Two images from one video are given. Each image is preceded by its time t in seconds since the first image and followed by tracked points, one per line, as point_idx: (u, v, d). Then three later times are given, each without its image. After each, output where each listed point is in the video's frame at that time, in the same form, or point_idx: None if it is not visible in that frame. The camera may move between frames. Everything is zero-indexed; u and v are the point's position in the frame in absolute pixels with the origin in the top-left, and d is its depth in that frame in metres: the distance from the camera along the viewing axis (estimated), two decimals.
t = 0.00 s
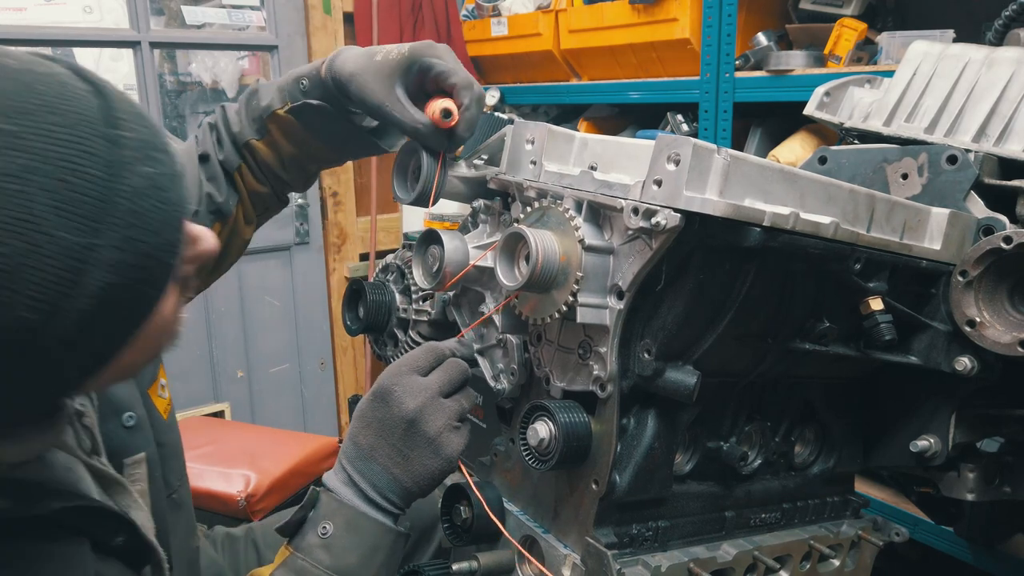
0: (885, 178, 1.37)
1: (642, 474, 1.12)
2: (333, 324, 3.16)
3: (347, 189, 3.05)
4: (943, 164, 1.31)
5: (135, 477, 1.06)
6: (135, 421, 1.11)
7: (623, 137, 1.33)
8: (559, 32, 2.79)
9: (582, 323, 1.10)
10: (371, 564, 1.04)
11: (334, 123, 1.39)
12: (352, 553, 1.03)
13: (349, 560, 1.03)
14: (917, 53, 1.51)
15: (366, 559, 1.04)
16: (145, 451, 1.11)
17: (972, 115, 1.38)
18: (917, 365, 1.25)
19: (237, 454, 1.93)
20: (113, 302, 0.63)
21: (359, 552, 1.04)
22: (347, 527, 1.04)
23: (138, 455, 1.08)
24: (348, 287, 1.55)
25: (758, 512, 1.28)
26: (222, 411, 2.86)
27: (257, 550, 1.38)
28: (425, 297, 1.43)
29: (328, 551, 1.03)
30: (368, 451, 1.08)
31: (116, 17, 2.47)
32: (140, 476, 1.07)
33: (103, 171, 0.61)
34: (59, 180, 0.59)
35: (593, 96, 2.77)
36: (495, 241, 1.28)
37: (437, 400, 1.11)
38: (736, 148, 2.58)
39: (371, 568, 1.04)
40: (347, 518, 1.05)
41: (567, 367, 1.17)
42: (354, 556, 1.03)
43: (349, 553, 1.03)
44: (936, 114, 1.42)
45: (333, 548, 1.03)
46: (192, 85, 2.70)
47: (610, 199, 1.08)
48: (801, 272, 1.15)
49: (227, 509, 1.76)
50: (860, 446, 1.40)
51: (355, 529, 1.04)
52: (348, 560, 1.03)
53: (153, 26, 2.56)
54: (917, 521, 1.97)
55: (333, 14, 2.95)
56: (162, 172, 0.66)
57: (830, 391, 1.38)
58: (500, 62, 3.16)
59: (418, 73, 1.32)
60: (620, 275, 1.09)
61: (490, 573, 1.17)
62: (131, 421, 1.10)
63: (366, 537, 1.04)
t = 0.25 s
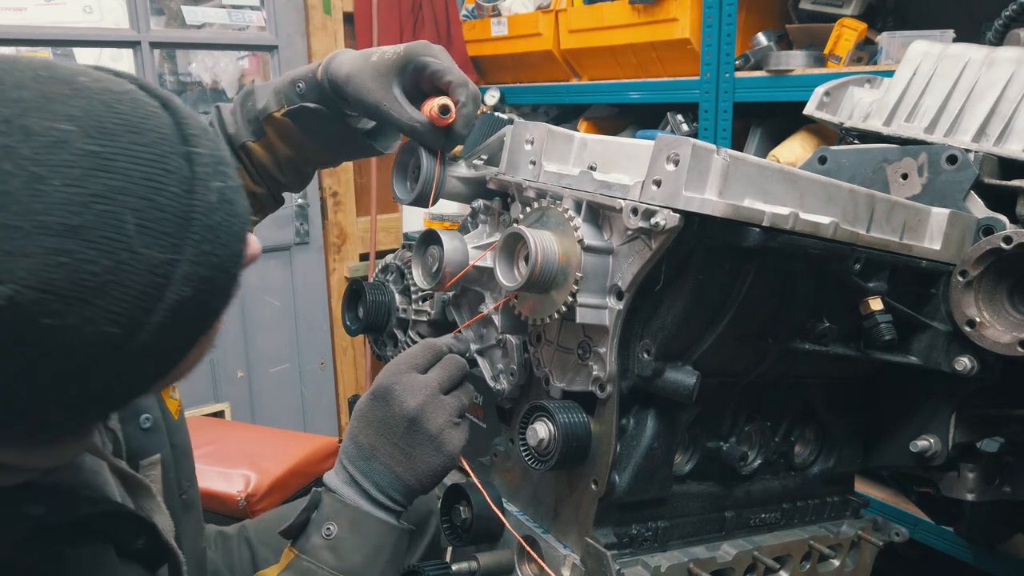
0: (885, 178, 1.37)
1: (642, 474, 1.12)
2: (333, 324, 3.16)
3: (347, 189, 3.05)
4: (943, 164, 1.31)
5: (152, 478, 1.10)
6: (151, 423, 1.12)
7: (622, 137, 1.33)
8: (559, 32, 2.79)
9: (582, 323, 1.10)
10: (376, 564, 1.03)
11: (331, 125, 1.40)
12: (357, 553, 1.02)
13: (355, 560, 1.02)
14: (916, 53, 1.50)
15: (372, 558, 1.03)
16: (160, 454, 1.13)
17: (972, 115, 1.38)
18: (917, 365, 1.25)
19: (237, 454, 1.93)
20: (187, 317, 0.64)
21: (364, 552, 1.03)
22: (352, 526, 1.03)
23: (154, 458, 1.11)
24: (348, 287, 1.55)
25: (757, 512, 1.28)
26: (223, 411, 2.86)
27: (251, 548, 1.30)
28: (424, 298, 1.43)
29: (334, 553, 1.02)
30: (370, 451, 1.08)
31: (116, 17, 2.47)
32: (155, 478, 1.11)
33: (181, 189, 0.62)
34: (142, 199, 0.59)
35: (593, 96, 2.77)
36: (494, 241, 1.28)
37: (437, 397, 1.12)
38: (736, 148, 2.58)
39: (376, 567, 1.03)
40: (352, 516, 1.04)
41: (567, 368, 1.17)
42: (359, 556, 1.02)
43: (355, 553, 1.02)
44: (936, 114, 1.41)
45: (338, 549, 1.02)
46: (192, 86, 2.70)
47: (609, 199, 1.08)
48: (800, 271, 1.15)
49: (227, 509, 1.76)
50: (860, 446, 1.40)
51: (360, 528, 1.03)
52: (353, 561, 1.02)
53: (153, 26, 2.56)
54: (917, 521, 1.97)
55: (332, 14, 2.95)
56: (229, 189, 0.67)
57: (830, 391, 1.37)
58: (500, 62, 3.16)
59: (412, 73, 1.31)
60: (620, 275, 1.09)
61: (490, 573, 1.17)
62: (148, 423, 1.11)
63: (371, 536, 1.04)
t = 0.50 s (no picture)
0: (885, 178, 1.37)
1: (642, 474, 1.12)
2: (333, 324, 3.16)
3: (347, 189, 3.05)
4: (943, 164, 1.31)
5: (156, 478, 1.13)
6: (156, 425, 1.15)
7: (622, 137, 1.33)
8: (559, 32, 2.79)
9: (582, 323, 1.10)
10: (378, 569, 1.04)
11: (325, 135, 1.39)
12: (359, 558, 1.03)
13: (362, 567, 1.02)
14: (917, 53, 1.50)
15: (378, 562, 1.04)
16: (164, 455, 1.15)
17: (972, 115, 1.38)
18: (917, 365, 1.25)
19: (237, 454, 1.93)
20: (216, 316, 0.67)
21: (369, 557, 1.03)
22: (355, 532, 1.04)
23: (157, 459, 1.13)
24: (348, 287, 1.55)
25: (758, 512, 1.28)
26: (222, 411, 2.86)
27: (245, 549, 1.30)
28: (425, 297, 1.43)
29: (336, 558, 1.03)
30: (373, 455, 1.07)
31: (116, 17, 2.47)
32: (160, 479, 1.13)
33: (214, 196, 0.63)
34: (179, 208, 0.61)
35: (593, 96, 2.77)
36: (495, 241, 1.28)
37: (441, 402, 1.11)
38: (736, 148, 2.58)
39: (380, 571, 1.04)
40: (354, 522, 1.04)
41: (566, 367, 1.17)
42: (362, 561, 1.03)
43: (356, 558, 1.03)
44: (936, 114, 1.42)
45: (341, 554, 1.03)
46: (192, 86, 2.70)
47: (610, 199, 1.08)
48: (801, 272, 1.15)
49: (227, 509, 1.76)
50: (860, 446, 1.40)
51: (362, 534, 1.04)
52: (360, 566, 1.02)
53: (153, 26, 2.56)
54: (917, 521, 1.97)
55: (333, 14, 2.94)
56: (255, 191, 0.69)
57: (830, 391, 1.37)
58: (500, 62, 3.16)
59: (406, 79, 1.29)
60: (620, 275, 1.09)
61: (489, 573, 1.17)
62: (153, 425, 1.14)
63: (373, 541, 1.04)
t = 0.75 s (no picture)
0: (885, 178, 1.37)
1: (642, 474, 1.12)
2: (333, 324, 3.16)
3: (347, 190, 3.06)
4: (943, 165, 1.31)
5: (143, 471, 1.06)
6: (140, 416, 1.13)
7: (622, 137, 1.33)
8: (559, 32, 2.79)
9: (582, 323, 1.10)
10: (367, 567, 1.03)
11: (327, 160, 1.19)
12: (349, 556, 1.02)
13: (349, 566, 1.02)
14: (917, 53, 1.51)
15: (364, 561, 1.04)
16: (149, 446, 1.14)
17: (972, 115, 1.38)
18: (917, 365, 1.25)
19: (238, 454, 1.93)
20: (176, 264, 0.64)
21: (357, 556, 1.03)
22: (346, 531, 1.03)
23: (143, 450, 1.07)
24: (348, 287, 1.55)
25: (758, 512, 1.28)
26: (222, 411, 2.86)
27: (246, 550, 1.30)
28: (425, 297, 1.43)
29: (326, 556, 1.02)
30: (367, 453, 1.08)
31: (116, 17, 2.47)
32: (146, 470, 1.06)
33: (167, 137, 0.61)
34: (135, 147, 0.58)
35: (593, 96, 2.77)
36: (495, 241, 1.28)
37: (436, 402, 1.11)
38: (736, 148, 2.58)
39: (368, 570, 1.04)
40: (346, 521, 1.04)
41: (567, 367, 1.17)
42: (352, 559, 1.02)
43: (346, 556, 1.02)
44: (936, 114, 1.42)
45: (330, 552, 1.02)
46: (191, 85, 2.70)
47: (610, 199, 1.08)
48: (802, 272, 1.15)
49: (228, 509, 1.76)
50: (860, 446, 1.40)
51: (353, 532, 1.03)
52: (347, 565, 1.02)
53: (153, 26, 2.56)
54: (917, 521, 1.97)
55: (333, 14, 2.94)
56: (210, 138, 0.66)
57: (830, 391, 1.37)
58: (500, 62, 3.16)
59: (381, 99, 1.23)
60: (620, 275, 1.09)
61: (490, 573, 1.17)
62: (137, 416, 1.12)
63: (363, 540, 1.04)
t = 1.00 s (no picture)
0: (885, 178, 1.37)
1: (643, 474, 1.12)
2: (333, 325, 3.16)
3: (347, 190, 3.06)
4: (943, 164, 1.31)
5: (110, 457, 1.02)
6: (108, 401, 1.06)
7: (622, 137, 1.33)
8: (559, 32, 2.79)
9: (582, 322, 1.10)
10: (342, 566, 1.05)
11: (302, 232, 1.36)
12: (323, 554, 1.04)
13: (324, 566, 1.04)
14: (917, 53, 1.51)
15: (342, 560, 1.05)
16: (119, 433, 1.06)
17: (972, 115, 1.38)
18: (917, 365, 1.25)
19: (238, 454, 1.93)
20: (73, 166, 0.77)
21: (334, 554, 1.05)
22: (322, 527, 1.05)
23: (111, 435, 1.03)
24: (348, 287, 1.55)
25: (758, 512, 1.28)
26: (222, 411, 2.86)
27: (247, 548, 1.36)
28: (425, 297, 1.43)
29: (299, 550, 1.04)
30: (352, 451, 1.09)
31: (116, 17, 2.47)
32: (113, 457, 1.02)
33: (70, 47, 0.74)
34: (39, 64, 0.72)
35: (593, 96, 2.77)
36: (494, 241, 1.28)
37: (426, 405, 1.10)
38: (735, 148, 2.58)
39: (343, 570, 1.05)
40: (323, 517, 1.06)
41: (567, 367, 1.17)
42: (326, 557, 1.04)
43: (321, 554, 1.04)
44: (936, 114, 1.41)
45: (304, 547, 1.04)
46: (191, 85, 2.71)
47: (610, 199, 1.08)
48: (802, 272, 1.15)
49: (228, 509, 1.76)
50: (861, 446, 1.40)
51: (330, 530, 1.05)
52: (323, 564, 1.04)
53: (153, 26, 2.56)
54: (917, 521, 1.97)
55: (333, 14, 2.94)
56: (117, 68, 0.80)
57: (830, 391, 1.37)
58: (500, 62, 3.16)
59: (347, 173, 1.34)
60: (620, 275, 1.09)
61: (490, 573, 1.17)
62: (105, 400, 1.06)
63: (340, 539, 1.05)
